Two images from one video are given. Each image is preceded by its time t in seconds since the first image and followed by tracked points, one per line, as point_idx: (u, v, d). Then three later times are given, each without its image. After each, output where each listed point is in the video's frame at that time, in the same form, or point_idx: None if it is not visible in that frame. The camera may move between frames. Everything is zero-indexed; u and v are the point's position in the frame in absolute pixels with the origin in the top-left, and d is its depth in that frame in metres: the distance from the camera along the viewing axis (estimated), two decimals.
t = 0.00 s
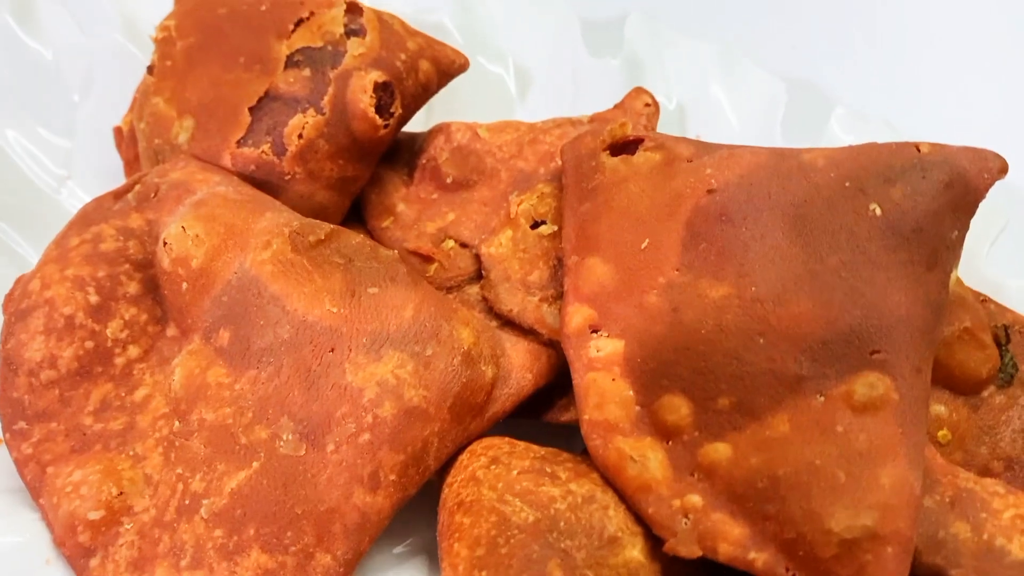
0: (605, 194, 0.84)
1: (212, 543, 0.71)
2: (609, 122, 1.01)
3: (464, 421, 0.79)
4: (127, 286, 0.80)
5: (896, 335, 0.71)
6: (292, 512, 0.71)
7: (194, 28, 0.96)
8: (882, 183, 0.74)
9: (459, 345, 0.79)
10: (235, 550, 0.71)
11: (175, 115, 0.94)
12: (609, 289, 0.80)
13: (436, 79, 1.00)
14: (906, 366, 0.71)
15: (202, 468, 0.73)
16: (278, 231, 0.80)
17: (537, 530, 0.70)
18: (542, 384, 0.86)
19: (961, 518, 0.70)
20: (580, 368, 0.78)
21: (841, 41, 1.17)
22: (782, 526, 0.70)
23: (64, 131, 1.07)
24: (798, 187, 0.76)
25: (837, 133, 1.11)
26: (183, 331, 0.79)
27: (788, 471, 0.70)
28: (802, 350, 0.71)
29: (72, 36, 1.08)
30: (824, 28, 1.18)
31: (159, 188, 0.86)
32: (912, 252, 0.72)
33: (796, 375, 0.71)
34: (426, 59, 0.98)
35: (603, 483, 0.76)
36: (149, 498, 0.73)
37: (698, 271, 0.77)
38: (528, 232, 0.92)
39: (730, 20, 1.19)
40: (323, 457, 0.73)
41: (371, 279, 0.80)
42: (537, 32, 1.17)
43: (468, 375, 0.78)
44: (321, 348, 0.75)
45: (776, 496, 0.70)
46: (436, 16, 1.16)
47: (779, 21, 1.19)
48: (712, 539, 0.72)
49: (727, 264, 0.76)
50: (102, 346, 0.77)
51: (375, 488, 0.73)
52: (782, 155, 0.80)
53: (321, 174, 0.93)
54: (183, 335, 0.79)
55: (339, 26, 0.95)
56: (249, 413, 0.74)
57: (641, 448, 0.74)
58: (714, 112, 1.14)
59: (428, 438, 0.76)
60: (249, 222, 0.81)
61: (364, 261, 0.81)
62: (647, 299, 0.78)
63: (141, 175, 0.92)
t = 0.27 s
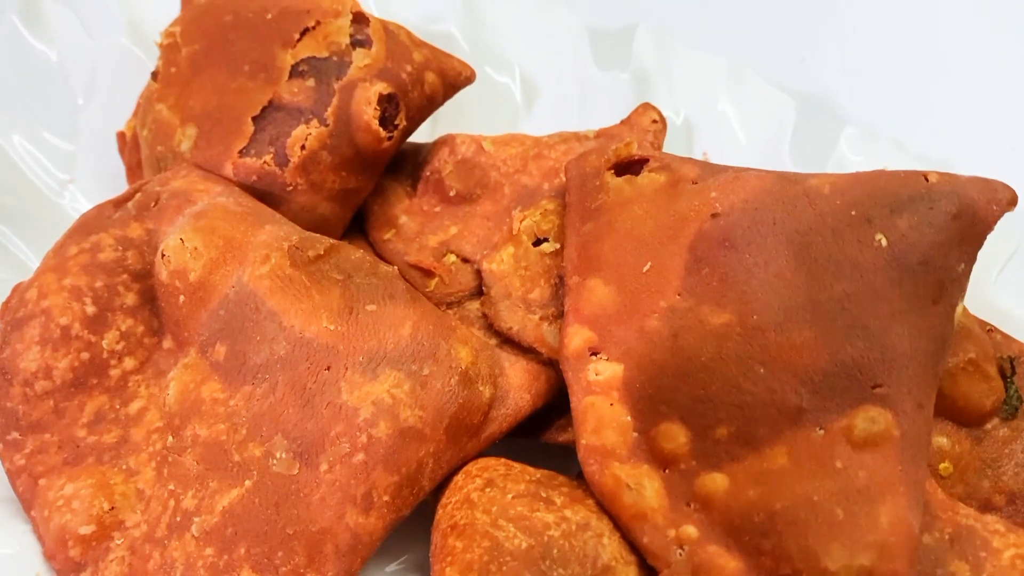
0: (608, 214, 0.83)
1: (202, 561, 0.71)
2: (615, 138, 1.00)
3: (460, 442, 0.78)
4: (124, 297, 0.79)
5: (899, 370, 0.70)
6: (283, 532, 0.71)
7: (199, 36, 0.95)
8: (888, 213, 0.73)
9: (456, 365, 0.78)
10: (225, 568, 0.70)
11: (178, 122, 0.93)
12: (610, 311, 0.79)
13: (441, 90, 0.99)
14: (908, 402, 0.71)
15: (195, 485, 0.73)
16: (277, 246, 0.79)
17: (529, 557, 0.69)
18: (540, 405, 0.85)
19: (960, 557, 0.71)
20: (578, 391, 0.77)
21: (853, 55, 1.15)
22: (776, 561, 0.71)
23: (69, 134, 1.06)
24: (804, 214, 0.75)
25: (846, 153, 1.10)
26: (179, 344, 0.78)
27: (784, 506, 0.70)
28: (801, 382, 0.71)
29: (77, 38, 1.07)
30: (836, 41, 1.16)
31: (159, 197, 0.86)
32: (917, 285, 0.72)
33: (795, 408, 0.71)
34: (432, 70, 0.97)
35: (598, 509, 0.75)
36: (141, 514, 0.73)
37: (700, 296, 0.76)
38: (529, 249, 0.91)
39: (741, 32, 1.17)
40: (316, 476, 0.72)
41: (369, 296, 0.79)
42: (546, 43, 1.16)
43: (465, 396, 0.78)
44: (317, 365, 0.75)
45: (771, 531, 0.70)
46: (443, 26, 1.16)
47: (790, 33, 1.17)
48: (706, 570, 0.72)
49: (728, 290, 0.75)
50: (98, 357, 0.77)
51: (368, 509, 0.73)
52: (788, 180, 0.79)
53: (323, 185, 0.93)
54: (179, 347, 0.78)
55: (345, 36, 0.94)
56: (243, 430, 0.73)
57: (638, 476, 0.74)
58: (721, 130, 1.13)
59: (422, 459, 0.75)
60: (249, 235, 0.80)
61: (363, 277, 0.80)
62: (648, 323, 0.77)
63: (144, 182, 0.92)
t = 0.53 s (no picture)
0: (620, 235, 0.82)
1: None
2: (628, 155, 0.99)
3: (465, 464, 0.77)
4: (130, 310, 0.79)
5: (912, 405, 0.70)
6: (285, 553, 0.70)
7: (211, 44, 0.94)
8: (905, 243, 0.72)
9: (464, 386, 0.77)
10: None
11: (188, 131, 0.93)
12: (620, 335, 0.78)
13: (454, 103, 0.98)
14: (919, 439, 0.70)
15: (197, 503, 0.72)
16: (285, 261, 0.78)
17: None
18: (547, 427, 0.84)
19: None
20: (586, 415, 0.77)
21: (870, 67, 1.12)
22: None
23: (79, 139, 1.06)
24: (819, 242, 0.74)
25: (861, 175, 1.09)
26: (184, 358, 0.78)
27: (794, 542, 0.69)
28: (813, 415, 0.70)
29: (89, 41, 1.07)
30: (853, 53, 1.12)
31: (168, 208, 0.85)
32: (934, 318, 0.71)
33: (807, 441, 0.70)
34: (445, 83, 0.97)
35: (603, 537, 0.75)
36: (143, 531, 0.72)
37: (712, 322, 0.75)
38: (540, 267, 0.90)
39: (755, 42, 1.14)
40: (320, 497, 0.71)
41: (377, 313, 0.78)
42: (559, 54, 1.15)
43: (471, 417, 0.77)
44: (323, 385, 0.74)
45: (779, 566, 0.70)
46: (456, 36, 1.15)
47: (806, 43, 1.13)
48: None
49: (741, 318, 0.74)
50: (102, 371, 0.76)
51: (372, 531, 0.72)
52: (803, 204, 0.78)
53: (333, 198, 0.92)
54: (185, 361, 0.78)
55: (358, 47, 0.93)
56: (247, 449, 0.72)
57: (645, 505, 0.73)
58: (736, 148, 1.11)
59: (427, 481, 0.74)
60: (257, 250, 0.79)
61: (371, 294, 0.79)
62: (659, 348, 0.76)
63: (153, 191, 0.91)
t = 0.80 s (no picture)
0: (635, 253, 0.81)
1: None
2: (643, 169, 0.98)
3: (477, 482, 0.76)
4: (141, 321, 0.78)
5: (931, 433, 0.70)
6: (294, 572, 0.70)
7: (225, 51, 0.94)
8: (925, 267, 0.71)
9: (476, 403, 0.77)
10: None
11: (201, 139, 0.92)
12: (634, 354, 0.77)
13: (468, 114, 0.98)
14: (937, 467, 0.70)
15: (207, 520, 0.72)
16: (297, 275, 0.78)
17: None
18: (558, 444, 0.84)
19: None
20: (599, 434, 0.77)
21: (887, 80, 1.09)
22: None
23: (89, 142, 1.06)
24: (837, 264, 0.73)
25: (877, 192, 1.08)
26: (195, 370, 0.77)
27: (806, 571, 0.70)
28: (829, 441, 0.71)
29: (101, 45, 1.06)
30: (868, 64, 1.10)
31: (180, 217, 0.85)
32: (954, 345, 0.70)
33: (823, 467, 0.71)
34: (459, 94, 0.96)
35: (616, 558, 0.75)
36: (152, 545, 0.72)
37: (728, 343, 0.74)
38: (552, 282, 0.89)
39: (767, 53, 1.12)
40: (330, 515, 0.71)
41: (389, 329, 0.77)
42: (572, 64, 1.14)
43: (483, 435, 0.76)
44: (334, 401, 0.73)
45: None
46: (469, 45, 1.14)
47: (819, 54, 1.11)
48: None
49: (757, 340, 0.73)
50: (113, 383, 0.76)
51: (381, 550, 0.71)
52: (822, 225, 0.77)
53: (346, 209, 0.91)
54: (195, 373, 0.77)
55: (373, 57, 0.93)
56: (257, 465, 0.72)
57: (660, 528, 0.74)
58: (750, 162, 1.11)
59: (437, 499, 0.74)
60: (269, 262, 0.79)
61: (384, 309, 0.79)
62: (673, 368, 0.75)
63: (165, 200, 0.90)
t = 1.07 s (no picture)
0: (653, 277, 0.80)
1: None
2: (660, 188, 0.98)
3: (491, 506, 0.76)
4: (156, 339, 0.78)
5: (954, 471, 0.69)
6: None
7: (242, 64, 0.93)
8: (950, 300, 0.70)
9: (492, 427, 0.76)
10: None
11: (217, 153, 0.91)
12: (651, 379, 0.77)
13: (485, 130, 0.97)
14: (962, 506, 0.69)
15: (221, 542, 0.72)
16: (314, 294, 0.77)
17: None
18: (573, 467, 0.83)
19: None
20: (615, 461, 0.77)
21: (904, 97, 1.11)
22: None
23: (104, 152, 1.05)
24: (859, 295, 0.72)
25: (896, 215, 1.07)
26: (210, 389, 0.77)
27: None
28: (849, 475, 0.71)
29: (119, 55, 1.07)
30: (889, 83, 1.11)
31: (196, 232, 0.84)
32: (978, 382, 0.69)
33: (843, 502, 0.71)
34: (477, 110, 0.96)
35: None
36: (164, 566, 0.72)
37: (747, 371, 0.74)
38: (569, 302, 0.89)
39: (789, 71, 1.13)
40: (344, 539, 0.71)
41: (406, 351, 0.77)
42: (590, 78, 1.14)
43: (498, 460, 0.76)
44: (350, 424, 0.73)
45: None
46: (486, 58, 1.14)
47: (840, 73, 1.12)
48: None
49: (777, 370, 0.73)
50: (127, 401, 0.76)
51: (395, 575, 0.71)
52: (845, 253, 0.76)
53: (362, 225, 0.91)
54: (210, 392, 0.77)
55: (391, 72, 0.92)
56: (272, 487, 0.72)
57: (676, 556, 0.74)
58: (768, 183, 1.09)
59: (452, 524, 0.73)
60: (286, 281, 0.78)
61: (400, 330, 0.78)
62: (691, 395, 0.75)
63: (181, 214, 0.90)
